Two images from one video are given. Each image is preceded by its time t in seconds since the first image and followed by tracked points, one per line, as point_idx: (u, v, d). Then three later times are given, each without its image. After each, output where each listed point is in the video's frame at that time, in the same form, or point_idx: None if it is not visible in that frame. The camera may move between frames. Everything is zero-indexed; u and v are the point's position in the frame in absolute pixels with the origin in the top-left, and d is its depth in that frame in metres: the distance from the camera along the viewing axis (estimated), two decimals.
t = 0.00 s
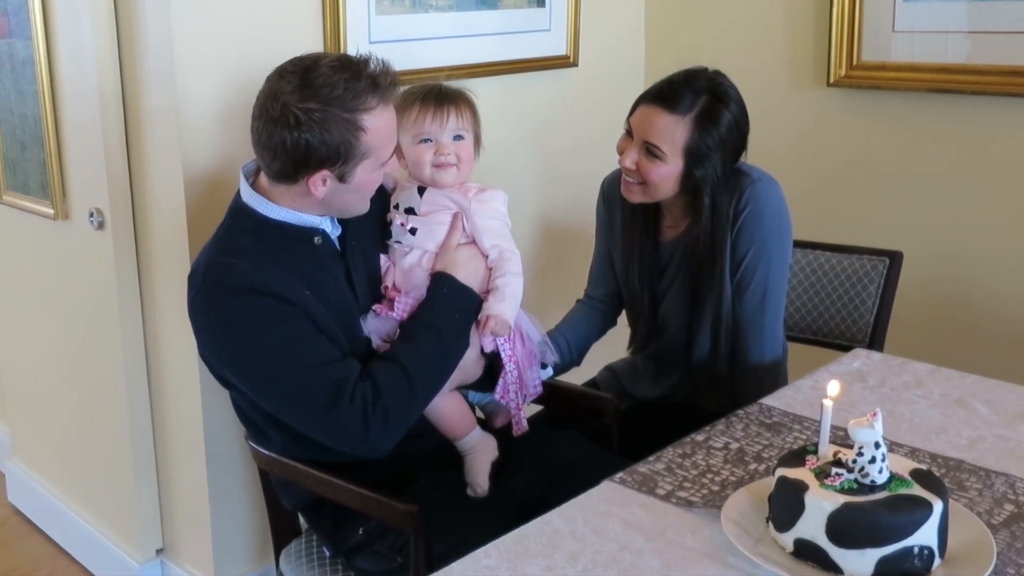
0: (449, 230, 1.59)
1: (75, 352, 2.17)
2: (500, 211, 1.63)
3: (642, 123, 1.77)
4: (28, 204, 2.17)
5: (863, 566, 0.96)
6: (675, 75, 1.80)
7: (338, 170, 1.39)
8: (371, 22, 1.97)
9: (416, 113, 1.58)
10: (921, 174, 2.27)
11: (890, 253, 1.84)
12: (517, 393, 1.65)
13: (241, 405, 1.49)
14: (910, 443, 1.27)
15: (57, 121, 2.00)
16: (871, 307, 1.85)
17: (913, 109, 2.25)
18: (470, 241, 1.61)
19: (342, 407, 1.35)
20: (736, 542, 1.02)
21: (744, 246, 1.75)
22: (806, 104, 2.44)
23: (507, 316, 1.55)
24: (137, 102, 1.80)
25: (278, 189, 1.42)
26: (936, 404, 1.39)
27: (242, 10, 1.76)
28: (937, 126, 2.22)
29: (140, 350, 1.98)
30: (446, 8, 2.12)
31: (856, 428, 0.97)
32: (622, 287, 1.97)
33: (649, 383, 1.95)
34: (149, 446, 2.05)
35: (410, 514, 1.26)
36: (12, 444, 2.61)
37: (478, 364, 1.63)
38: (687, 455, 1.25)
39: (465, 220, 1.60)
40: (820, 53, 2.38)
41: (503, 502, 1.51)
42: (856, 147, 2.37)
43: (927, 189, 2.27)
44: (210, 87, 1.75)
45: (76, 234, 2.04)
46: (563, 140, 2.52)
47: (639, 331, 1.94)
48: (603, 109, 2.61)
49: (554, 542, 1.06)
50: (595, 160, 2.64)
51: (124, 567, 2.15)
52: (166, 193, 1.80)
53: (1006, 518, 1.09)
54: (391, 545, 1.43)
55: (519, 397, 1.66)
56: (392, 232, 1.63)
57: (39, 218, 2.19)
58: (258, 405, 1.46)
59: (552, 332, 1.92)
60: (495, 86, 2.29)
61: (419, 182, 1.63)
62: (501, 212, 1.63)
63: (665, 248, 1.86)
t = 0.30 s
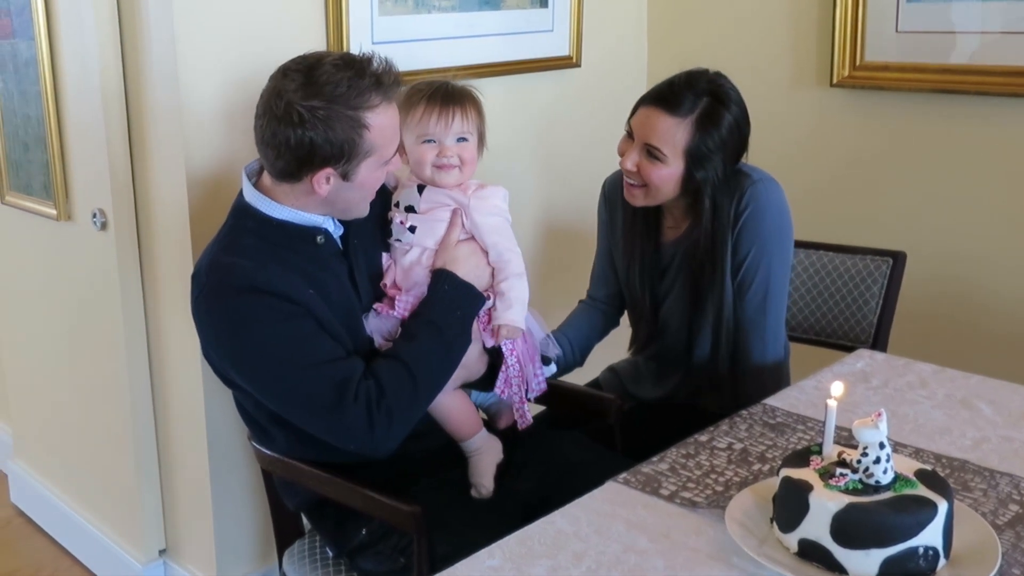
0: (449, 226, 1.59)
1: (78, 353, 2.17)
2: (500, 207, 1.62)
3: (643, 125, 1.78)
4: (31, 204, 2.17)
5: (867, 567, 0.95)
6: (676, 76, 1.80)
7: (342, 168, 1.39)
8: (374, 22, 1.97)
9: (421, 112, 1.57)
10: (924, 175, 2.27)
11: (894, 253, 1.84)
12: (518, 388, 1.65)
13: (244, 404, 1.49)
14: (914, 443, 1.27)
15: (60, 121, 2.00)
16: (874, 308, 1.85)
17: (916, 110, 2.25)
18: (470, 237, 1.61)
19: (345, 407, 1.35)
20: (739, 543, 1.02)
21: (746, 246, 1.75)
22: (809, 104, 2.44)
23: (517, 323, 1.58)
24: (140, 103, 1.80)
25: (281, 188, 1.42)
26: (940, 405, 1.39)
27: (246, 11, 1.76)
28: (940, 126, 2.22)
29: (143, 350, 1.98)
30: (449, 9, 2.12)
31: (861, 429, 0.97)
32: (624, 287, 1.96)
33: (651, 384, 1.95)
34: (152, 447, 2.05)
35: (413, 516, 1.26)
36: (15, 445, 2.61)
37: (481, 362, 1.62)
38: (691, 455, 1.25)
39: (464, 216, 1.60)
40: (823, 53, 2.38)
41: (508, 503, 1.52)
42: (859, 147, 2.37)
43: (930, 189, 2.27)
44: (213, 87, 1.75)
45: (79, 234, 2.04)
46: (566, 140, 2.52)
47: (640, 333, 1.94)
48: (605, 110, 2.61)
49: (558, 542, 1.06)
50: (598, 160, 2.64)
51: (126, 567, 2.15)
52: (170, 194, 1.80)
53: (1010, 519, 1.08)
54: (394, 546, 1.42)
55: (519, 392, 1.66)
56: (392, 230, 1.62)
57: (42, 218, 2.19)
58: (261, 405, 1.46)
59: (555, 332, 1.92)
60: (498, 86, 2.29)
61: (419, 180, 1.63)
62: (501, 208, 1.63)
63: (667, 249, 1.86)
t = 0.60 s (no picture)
0: (451, 211, 1.59)
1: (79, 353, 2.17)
2: (499, 188, 1.62)
3: (644, 124, 1.77)
4: (33, 205, 2.18)
5: (870, 566, 0.95)
6: (677, 76, 1.80)
7: (346, 166, 1.39)
8: (375, 22, 1.97)
9: (412, 106, 1.57)
10: (926, 174, 2.27)
11: (896, 252, 1.84)
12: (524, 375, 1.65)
13: (247, 403, 1.49)
14: (916, 442, 1.27)
15: (61, 121, 2.00)
16: (877, 307, 1.84)
17: (918, 109, 2.25)
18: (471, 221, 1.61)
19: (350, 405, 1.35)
20: (742, 542, 1.02)
21: (747, 246, 1.75)
22: (811, 104, 2.44)
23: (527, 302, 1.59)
24: (142, 103, 1.80)
25: (283, 187, 1.42)
26: (942, 404, 1.39)
27: (247, 10, 1.76)
28: (943, 125, 2.21)
29: (145, 350, 1.98)
30: (450, 9, 2.11)
31: (863, 428, 0.97)
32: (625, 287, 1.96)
33: (653, 384, 1.94)
34: (154, 447, 2.05)
35: (416, 515, 1.26)
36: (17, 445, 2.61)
37: (486, 351, 1.63)
38: (694, 455, 1.25)
39: (464, 201, 1.60)
40: (824, 52, 2.38)
41: (509, 502, 1.51)
42: (862, 146, 2.36)
43: (932, 189, 2.27)
44: (215, 87, 1.75)
45: (81, 235, 2.04)
46: (567, 141, 2.52)
47: (642, 335, 1.94)
48: (607, 110, 2.61)
49: (561, 542, 1.06)
50: (599, 160, 2.64)
51: (128, 567, 2.15)
52: (171, 195, 1.80)
53: (1014, 518, 1.08)
54: (395, 546, 1.42)
55: (526, 378, 1.65)
56: (393, 222, 1.63)
57: (44, 219, 2.19)
58: (263, 403, 1.46)
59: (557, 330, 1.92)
60: (499, 86, 2.29)
61: (416, 172, 1.63)
62: (500, 189, 1.62)
63: (668, 248, 1.86)
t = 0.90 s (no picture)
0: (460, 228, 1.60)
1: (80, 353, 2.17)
2: (508, 208, 1.64)
3: (645, 127, 1.77)
4: (33, 205, 2.18)
5: (871, 567, 0.95)
6: (677, 77, 1.80)
7: (353, 167, 1.39)
8: (376, 22, 1.97)
9: (424, 118, 1.57)
10: (927, 174, 2.27)
11: (897, 253, 1.84)
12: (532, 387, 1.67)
13: (248, 402, 1.49)
14: (917, 443, 1.27)
15: (62, 121, 2.00)
16: (877, 307, 1.84)
17: (919, 108, 2.25)
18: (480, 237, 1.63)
19: (356, 406, 1.36)
20: (743, 543, 1.02)
21: (748, 246, 1.75)
22: (812, 104, 2.43)
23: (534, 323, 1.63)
24: (142, 103, 1.80)
25: (288, 188, 1.41)
26: (943, 404, 1.39)
27: (248, 10, 1.76)
28: (943, 125, 2.21)
29: (146, 350, 1.98)
30: (451, 8, 2.11)
31: (865, 428, 0.96)
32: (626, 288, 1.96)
33: (653, 385, 1.94)
34: (155, 447, 2.05)
35: (417, 515, 1.26)
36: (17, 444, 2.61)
37: (491, 359, 1.64)
38: (694, 455, 1.25)
39: (474, 218, 1.61)
40: (825, 52, 2.38)
41: (509, 502, 1.51)
42: (862, 146, 2.36)
43: (933, 189, 2.27)
44: (215, 87, 1.74)
45: (82, 234, 2.04)
46: (568, 141, 2.52)
47: (642, 335, 1.94)
48: (607, 110, 2.61)
49: (562, 542, 1.06)
50: (600, 160, 2.64)
51: (129, 567, 2.15)
52: (172, 195, 1.80)
53: (1015, 519, 1.08)
54: (397, 545, 1.42)
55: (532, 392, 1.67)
56: (400, 232, 1.63)
57: (44, 219, 2.19)
58: (266, 404, 1.46)
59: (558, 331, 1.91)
60: (500, 87, 2.29)
61: (424, 184, 1.63)
62: (508, 208, 1.64)
63: (669, 249, 1.86)
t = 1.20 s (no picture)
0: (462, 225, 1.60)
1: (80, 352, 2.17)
2: (509, 204, 1.65)
3: (641, 128, 1.77)
4: (33, 203, 2.18)
5: (871, 567, 0.95)
6: (674, 78, 1.80)
7: (356, 167, 1.39)
8: (376, 21, 1.97)
9: (431, 115, 1.57)
10: (927, 174, 2.27)
11: (897, 253, 1.84)
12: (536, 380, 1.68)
13: (249, 399, 1.49)
14: (917, 443, 1.27)
15: (62, 120, 2.00)
16: (877, 307, 1.84)
17: (919, 108, 2.25)
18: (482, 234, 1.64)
19: (364, 400, 1.35)
20: (742, 542, 1.02)
21: (745, 247, 1.75)
22: (812, 103, 2.43)
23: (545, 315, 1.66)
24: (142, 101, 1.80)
25: (291, 187, 1.42)
26: (943, 404, 1.39)
27: (248, 9, 1.76)
28: (944, 126, 2.21)
29: (145, 349, 1.98)
30: (451, 8, 2.11)
31: (864, 428, 0.96)
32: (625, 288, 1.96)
33: (655, 385, 1.94)
34: (154, 446, 2.05)
35: (416, 514, 1.26)
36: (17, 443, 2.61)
37: (494, 354, 1.65)
38: (694, 455, 1.25)
39: (477, 216, 1.62)
40: (825, 52, 2.38)
41: (510, 502, 1.52)
42: (863, 146, 2.36)
43: (932, 189, 2.27)
44: (215, 86, 1.74)
45: (81, 233, 2.04)
46: (568, 140, 2.52)
47: (641, 336, 1.94)
48: (607, 109, 2.61)
49: (561, 541, 1.06)
50: (600, 159, 2.64)
51: (128, 565, 2.15)
52: (172, 193, 1.80)
53: (1015, 519, 1.08)
54: (396, 544, 1.42)
55: (534, 383, 1.68)
56: (402, 231, 1.62)
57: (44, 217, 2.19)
58: (267, 402, 1.46)
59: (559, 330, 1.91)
60: (500, 86, 2.29)
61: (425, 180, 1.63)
62: (509, 205, 1.66)
63: (667, 250, 1.86)
